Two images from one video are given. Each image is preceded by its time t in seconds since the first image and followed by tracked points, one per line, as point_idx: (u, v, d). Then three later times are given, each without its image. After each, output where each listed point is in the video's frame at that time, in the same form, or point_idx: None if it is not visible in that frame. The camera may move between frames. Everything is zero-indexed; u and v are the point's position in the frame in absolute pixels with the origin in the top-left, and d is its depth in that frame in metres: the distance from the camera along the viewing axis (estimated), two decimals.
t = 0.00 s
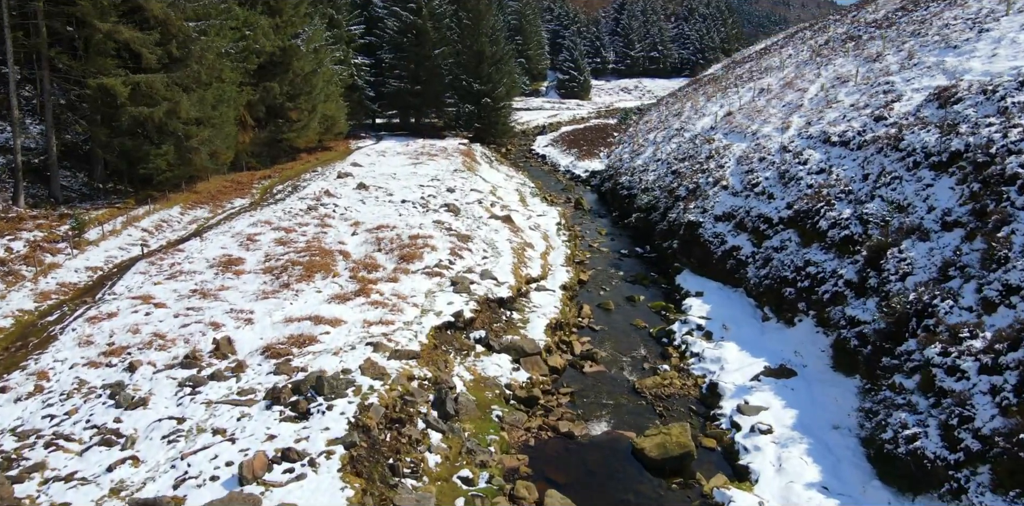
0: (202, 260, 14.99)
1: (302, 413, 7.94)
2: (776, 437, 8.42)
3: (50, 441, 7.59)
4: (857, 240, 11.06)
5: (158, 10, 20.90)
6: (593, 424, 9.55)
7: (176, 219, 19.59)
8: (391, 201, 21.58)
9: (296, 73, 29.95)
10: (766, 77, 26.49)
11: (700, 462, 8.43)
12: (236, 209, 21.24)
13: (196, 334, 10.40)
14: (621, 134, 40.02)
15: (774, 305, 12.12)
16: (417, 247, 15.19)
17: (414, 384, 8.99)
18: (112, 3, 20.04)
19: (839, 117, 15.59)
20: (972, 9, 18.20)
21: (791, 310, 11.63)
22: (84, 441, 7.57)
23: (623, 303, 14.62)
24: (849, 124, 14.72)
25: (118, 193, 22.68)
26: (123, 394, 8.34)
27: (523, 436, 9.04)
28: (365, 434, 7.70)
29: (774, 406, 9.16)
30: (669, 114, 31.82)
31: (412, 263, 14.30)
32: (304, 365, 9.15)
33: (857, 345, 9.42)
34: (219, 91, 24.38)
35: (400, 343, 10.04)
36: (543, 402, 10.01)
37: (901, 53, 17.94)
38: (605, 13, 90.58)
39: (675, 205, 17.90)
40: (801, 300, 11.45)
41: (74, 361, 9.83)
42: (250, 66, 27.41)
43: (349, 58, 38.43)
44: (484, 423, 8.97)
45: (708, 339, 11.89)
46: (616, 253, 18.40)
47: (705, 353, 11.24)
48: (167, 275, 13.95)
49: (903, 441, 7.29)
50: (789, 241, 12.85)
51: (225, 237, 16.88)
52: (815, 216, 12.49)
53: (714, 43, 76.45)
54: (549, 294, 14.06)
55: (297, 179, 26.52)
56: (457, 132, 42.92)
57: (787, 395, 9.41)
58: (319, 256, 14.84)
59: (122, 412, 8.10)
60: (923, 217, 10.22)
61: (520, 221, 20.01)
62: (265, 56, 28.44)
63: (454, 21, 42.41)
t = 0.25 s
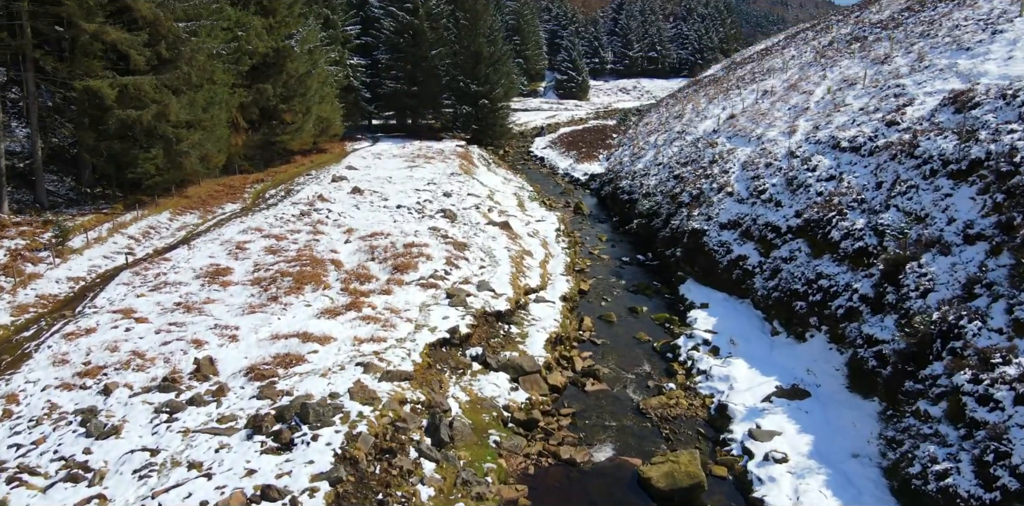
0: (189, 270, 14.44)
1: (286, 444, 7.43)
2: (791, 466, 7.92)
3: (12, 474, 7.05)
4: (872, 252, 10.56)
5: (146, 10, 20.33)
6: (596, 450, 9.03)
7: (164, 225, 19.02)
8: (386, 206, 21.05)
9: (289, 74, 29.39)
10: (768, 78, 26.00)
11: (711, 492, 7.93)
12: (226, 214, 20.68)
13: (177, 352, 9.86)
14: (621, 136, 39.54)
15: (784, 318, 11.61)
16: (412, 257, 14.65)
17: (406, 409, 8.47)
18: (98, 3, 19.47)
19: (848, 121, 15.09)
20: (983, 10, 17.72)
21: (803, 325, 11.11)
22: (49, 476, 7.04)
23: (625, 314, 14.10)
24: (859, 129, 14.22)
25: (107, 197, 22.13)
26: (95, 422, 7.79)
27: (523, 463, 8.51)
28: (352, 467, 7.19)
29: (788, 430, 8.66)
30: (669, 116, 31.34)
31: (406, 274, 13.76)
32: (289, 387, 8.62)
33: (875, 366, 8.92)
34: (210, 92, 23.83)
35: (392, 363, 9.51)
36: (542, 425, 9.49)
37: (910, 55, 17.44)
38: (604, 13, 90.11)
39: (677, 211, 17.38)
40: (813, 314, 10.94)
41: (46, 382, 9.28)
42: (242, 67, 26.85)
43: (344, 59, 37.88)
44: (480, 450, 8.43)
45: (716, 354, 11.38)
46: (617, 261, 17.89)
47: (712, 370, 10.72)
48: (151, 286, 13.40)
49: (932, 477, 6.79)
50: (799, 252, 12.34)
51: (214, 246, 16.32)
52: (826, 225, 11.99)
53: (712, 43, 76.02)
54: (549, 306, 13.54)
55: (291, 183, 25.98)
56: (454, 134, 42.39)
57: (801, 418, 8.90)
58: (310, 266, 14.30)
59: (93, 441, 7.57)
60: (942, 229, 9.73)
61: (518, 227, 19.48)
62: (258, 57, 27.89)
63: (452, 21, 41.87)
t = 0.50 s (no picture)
0: (174, 281, 13.89)
1: (268, 481, 6.91)
2: (809, 498, 7.42)
3: None
4: (889, 266, 10.05)
5: (135, 11, 19.76)
6: (599, 479, 8.52)
7: (151, 232, 18.47)
8: (381, 212, 20.53)
9: (283, 76, 28.85)
10: (770, 80, 25.51)
11: None
12: (217, 221, 20.14)
13: (155, 373, 9.32)
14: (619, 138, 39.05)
15: (794, 334, 11.10)
16: (407, 267, 14.12)
17: (398, 437, 7.95)
18: (84, 3, 18.92)
19: (858, 126, 14.60)
20: (994, 11, 17.24)
21: (814, 342, 10.60)
22: None
23: (627, 327, 13.58)
24: (870, 134, 13.72)
25: (94, 203, 21.58)
26: (62, 454, 7.24)
27: (522, 494, 7.95)
28: None
29: (804, 458, 8.16)
30: (670, 118, 30.86)
31: (400, 286, 13.23)
32: (272, 414, 8.10)
33: (896, 389, 8.41)
34: (200, 95, 23.28)
35: (383, 386, 8.98)
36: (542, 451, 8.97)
37: (919, 58, 16.96)
38: (602, 13, 89.66)
39: (680, 218, 16.87)
40: (826, 331, 10.43)
41: (15, 407, 8.72)
42: (235, 69, 26.31)
43: (340, 60, 37.33)
44: (476, 480, 7.87)
45: (723, 372, 10.86)
46: (618, 269, 17.39)
47: (720, 389, 10.21)
48: (134, 299, 12.85)
49: None
50: (809, 263, 11.83)
51: (201, 255, 15.77)
52: (838, 236, 11.48)
53: (711, 44, 75.60)
54: (548, 319, 13.02)
55: (284, 187, 25.46)
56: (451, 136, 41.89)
57: (817, 444, 8.40)
58: (300, 277, 13.75)
59: (58, 476, 7.02)
60: (964, 242, 9.23)
61: (516, 234, 18.96)
62: (251, 59, 27.33)
63: (449, 22, 41.37)
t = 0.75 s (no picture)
0: (159, 293, 13.34)
1: None
2: None
3: None
4: (907, 281, 9.55)
5: (122, 11, 19.18)
6: None
7: (138, 240, 17.91)
8: (375, 218, 20.01)
9: (276, 77, 28.31)
10: (773, 83, 25.02)
11: None
12: (206, 227, 19.59)
13: (132, 397, 8.78)
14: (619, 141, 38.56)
15: (806, 351, 10.59)
16: (401, 278, 13.61)
17: (389, 469, 7.43)
18: (69, 3, 18.35)
19: (868, 131, 14.12)
20: (1005, 12, 16.79)
21: (828, 360, 10.09)
22: None
23: (630, 341, 13.06)
24: (881, 140, 13.24)
25: (82, 209, 21.03)
26: (25, 492, 6.71)
27: None
28: None
29: (821, 489, 7.65)
30: (670, 121, 30.39)
31: (393, 299, 12.70)
32: (254, 445, 7.57)
33: (919, 416, 7.91)
34: (191, 98, 22.73)
35: (374, 412, 8.47)
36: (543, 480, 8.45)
37: (929, 61, 16.48)
38: (600, 14, 89.24)
39: (684, 226, 16.36)
40: (840, 349, 9.93)
41: None
42: (226, 71, 25.76)
43: (335, 61, 36.79)
44: None
45: (732, 391, 10.34)
46: (619, 278, 16.88)
47: (729, 411, 9.69)
48: (115, 313, 12.30)
49: None
50: (821, 276, 11.33)
51: (188, 265, 15.22)
52: (851, 249, 10.97)
53: (710, 44, 75.23)
54: (547, 333, 12.50)
55: (277, 191, 24.91)
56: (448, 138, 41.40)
57: (835, 474, 7.89)
58: (290, 289, 13.21)
59: None
60: (988, 258, 8.74)
61: (514, 241, 18.44)
62: (243, 60, 26.76)
63: (446, 22, 40.86)
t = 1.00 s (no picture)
0: (142, 306, 12.80)
1: None
2: None
3: None
4: (927, 299, 9.06)
5: (109, 12, 18.61)
6: None
7: (125, 247, 17.35)
8: (370, 225, 19.49)
9: (269, 79, 27.77)
10: (776, 85, 24.53)
11: None
12: (196, 234, 19.03)
13: (105, 424, 8.25)
14: (618, 143, 38.09)
15: (818, 370, 10.09)
16: (395, 291, 13.09)
17: None
18: (53, 4, 17.80)
19: (879, 137, 13.63)
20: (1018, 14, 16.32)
21: (842, 381, 9.59)
22: None
23: (632, 356, 12.55)
24: (893, 146, 12.75)
25: (68, 215, 20.46)
26: None
27: None
28: None
29: None
30: (671, 123, 29.90)
31: (386, 313, 12.18)
32: (233, 480, 7.06)
33: (945, 447, 7.42)
34: (180, 100, 22.17)
35: (363, 441, 7.96)
36: None
37: (939, 64, 16.00)
38: (598, 14, 88.74)
39: (687, 234, 15.87)
40: (855, 370, 9.43)
41: None
42: (218, 73, 25.22)
43: (330, 62, 36.24)
44: None
45: (741, 413, 9.83)
46: (621, 287, 16.38)
47: (739, 435, 9.17)
48: (95, 328, 11.75)
49: None
50: (833, 291, 10.84)
51: (174, 275, 14.67)
52: (865, 262, 10.47)
53: (708, 44, 74.79)
54: (546, 349, 11.98)
55: (270, 196, 24.37)
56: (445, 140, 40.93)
57: None
58: (279, 302, 12.67)
59: None
60: (1015, 275, 8.24)
61: (512, 249, 17.91)
62: (235, 62, 26.20)
63: (442, 23, 40.34)
